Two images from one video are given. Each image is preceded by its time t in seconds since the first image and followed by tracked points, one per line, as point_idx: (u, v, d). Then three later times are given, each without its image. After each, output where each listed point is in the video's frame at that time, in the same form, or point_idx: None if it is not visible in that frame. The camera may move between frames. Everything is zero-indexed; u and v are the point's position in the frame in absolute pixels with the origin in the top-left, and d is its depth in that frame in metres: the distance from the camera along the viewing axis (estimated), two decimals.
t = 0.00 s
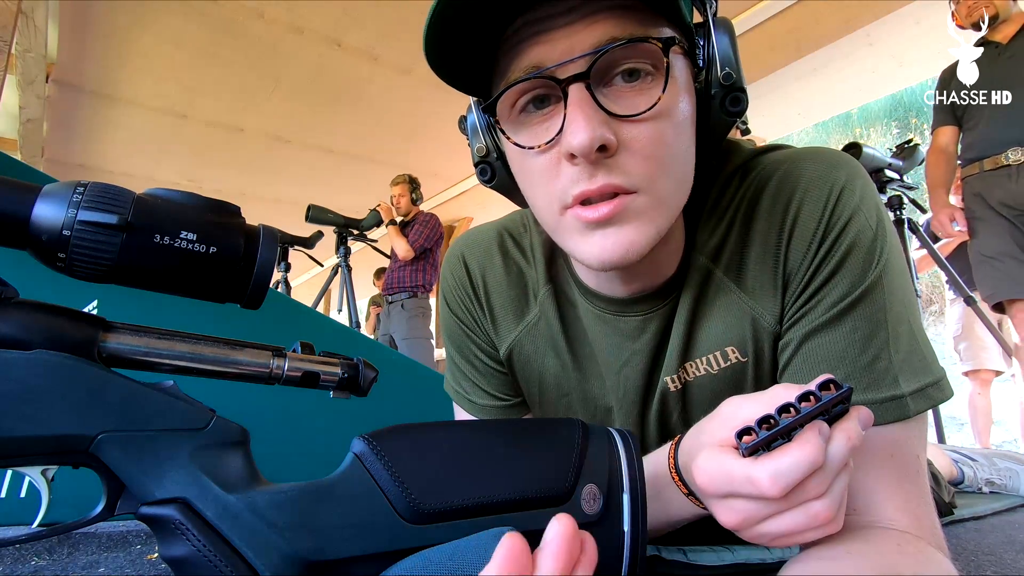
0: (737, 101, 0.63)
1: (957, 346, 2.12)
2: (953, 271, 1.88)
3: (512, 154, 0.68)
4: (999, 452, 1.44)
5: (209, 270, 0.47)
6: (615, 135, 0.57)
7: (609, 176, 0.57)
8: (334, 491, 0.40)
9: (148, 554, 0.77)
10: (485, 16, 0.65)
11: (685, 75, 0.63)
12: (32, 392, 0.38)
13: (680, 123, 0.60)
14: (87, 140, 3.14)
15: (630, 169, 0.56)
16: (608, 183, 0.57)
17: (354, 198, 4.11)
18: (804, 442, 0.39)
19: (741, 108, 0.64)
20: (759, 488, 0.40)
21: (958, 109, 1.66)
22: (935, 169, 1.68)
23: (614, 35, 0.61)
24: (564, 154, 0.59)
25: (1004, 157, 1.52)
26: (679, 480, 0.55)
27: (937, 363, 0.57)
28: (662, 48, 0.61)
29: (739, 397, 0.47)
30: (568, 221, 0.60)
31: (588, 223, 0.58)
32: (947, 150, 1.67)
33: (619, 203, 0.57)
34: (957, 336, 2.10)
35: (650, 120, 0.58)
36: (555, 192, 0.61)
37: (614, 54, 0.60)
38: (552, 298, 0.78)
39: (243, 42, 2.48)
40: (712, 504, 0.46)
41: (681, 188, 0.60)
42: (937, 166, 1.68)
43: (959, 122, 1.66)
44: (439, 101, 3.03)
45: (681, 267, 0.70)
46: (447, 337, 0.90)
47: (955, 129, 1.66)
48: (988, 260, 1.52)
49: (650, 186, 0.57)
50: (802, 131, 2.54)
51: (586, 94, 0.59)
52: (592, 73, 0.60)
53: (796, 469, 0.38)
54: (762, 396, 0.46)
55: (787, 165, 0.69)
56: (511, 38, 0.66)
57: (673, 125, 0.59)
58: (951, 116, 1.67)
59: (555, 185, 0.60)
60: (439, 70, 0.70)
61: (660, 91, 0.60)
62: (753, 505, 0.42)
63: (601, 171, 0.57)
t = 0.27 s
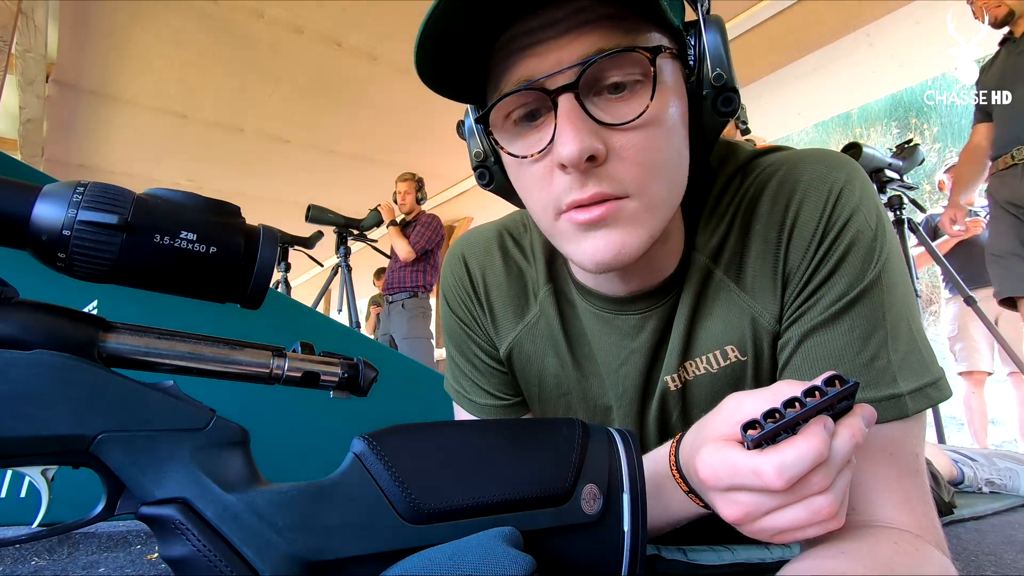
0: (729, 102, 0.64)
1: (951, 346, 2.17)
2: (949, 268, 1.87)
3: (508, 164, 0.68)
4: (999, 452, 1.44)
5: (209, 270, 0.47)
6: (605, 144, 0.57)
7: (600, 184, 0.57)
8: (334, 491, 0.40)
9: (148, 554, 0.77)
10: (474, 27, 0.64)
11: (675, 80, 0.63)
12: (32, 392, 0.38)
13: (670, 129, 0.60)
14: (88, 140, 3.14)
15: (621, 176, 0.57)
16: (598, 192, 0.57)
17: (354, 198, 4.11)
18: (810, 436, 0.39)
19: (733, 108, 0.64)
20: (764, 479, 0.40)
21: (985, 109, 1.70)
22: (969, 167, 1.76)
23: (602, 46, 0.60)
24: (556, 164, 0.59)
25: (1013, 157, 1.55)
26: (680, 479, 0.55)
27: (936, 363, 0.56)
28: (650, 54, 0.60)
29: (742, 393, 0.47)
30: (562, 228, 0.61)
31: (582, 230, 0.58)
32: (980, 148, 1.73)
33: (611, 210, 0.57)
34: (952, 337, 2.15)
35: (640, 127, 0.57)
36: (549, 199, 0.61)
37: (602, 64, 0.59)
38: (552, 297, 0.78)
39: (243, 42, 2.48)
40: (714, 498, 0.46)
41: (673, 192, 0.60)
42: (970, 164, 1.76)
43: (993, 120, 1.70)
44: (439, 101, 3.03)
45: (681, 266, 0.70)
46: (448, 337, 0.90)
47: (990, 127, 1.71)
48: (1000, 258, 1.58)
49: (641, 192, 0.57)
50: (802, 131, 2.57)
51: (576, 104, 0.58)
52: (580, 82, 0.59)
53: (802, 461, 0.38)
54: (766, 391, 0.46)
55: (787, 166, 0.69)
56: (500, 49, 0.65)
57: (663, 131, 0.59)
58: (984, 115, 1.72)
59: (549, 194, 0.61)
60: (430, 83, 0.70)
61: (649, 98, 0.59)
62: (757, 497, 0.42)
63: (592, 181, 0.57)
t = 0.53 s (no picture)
0: (712, 98, 0.63)
1: (948, 347, 2.17)
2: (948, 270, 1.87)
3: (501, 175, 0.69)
4: (999, 452, 1.44)
5: (209, 270, 0.47)
6: (583, 154, 0.57)
7: (580, 193, 0.57)
8: (334, 491, 0.40)
9: (148, 554, 0.77)
10: (452, 47, 0.65)
11: (652, 81, 0.61)
12: (32, 393, 0.38)
13: (648, 133, 0.59)
14: (88, 140, 3.14)
15: (603, 183, 0.57)
16: (578, 201, 0.57)
17: (355, 198, 4.11)
18: (819, 435, 0.39)
19: (716, 104, 0.63)
20: (770, 478, 0.39)
21: None
22: None
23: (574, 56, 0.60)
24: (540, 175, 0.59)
25: None
26: (682, 479, 0.55)
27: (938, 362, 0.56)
28: (622, 61, 0.59)
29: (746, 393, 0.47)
30: (550, 235, 0.61)
31: (567, 237, 0.59)
32: None
33: (593, 216, 0.57)
34: (949, 337, 2.15)
35: (616, 135, 0.57)
36: (536, 208, 0.62)
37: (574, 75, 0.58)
38: (555, 295, 0.78)
39: (244, 42, 2.48)
40: (719, 497, 0.45)
41: (656, 195, 0.60)
42: None
43: None
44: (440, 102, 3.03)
45: (684, 263, 0.70)
46: (450, 334, 0.90)
47: None
48: None
49: (621, 198, 0.57)
50: (802, 131, 2.58)
51: (552, 117, 0.58)
52: (553, 96, 0.59)
53: (809, 460, 0.38)
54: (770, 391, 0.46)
55: (791, 167, 0.69)
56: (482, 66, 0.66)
57: (641, 136, 0.59)
58: None
59: (535, 203, 0.61)
60: (413, 104, 0.73)
61: (621, 105, 0.58)
62: (762, 497, 0.42)
63: (572, 190, 0.57)
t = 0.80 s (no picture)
0: (706, 97, 0.64)
1: (947, 347, 2.17)
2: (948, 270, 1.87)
3: (501, 177, 0.70)
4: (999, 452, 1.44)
5: (208, 270, 0.47)
6: (576, 156, 0.57)
7: (575, 195, 0.57)
8: (334, 492, 0.40)
9: (148, 554, 0.77)
10: (448, 50, 0.65)
11: (644, 82, 0.61)
12: (32, 393, 0.38)
13: (642, 134, 0.59)
14: (88, 140, 3.14)
15: (597, 184, 0.57)
16: (574, 202, 0.57)
17: (355, 198, 4.11)
18: (820, 432, 0.39)
19: (711, 103, 0.64)
20: (770, 474, 0.40)
21: None
22: None
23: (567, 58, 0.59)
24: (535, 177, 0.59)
25: None
26: (683, 478, 0.55)
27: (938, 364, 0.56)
28: (613, 63, 0.59)
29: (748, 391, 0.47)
30: (547, 234, 0.62)
31: (563, 238, 0.59)
32: None
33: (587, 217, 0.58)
34: (948, 337, 2.15)
35: (611, 136, 0.57)
36: (533, 210, 0.62)
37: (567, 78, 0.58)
38: (557, 294, 0.79)
39: (244, 42, 2.48)
40: (720, 494, 0.45)
41: (651, 196, 0.60)
42: None
43: None
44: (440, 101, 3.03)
45: (689, 261, 0.69)
46: (452, 332, 0.90)
47: None
48: None
49: (617, 199, 0.58)
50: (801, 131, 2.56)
51: (545, 120, 0.58)
52: (547, 99, 0.59)
53: (810, 457, 0.38)
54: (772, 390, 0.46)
55: (796, 172, 0.70)
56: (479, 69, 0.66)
57: (636, 137, 0.59)
58: None
59: (532, 205, 0.61)
60: (410, 105, 0.73)
61: (613, 107, 0.58)
62: (763, 494, 0.42)
63: (567, 190, 0.57)
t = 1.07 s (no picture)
0: (715, 103, 0.64)
1: (947, 347, 2.17)
2: (949, 270, 1.87)
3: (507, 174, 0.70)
4: (998, 452, 1.44)
5: (208, 270, 0.47)
6: (582, 156, 0.57)
7: (579, 194, 0.57)
8: (334, 491, 0.40)
9: (148, 554, 0.77)
10: (460, 44, 0.65)
11: (654, 86, 0.61)
12: (31, 393, 0.38)
13: (649, 137, 0.60)
14: (88, 140, 3.14)
15: (601, 184, 0.57)
16: (578, 201, 0.57)
17: (355, 198, 4.11)
18: (818, 429, 0.39)
19: (719, 109, 0.64)
20: (770, 471, 0.40)
21: None
22: None
23: (579, 58, 0.59)
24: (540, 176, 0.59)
25: None
26: (682, 477, 0.55)
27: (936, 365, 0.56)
28: (625, 66, 0.59)
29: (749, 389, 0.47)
30: (550, 232, 0.62)
31: (565, 237, 0.59)
32: None
33: (590, 217, 0.57)
34: (948, 337, 2.15)
35: (617, 138, 0.57)
36: (537, 207, 0.62)
37: (578, 78, 0.58)
38: (559, 293, 0.79)
39: (244, 42, 2.48)
40: (719, 491, 0.45)
41: (654, 197, 0.60)
42: None
43: None
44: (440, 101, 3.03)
45: (693, 262, 0.69)
46: (453, 330, 0.90)
47: None
48: None
49: (620, 199, 0.58)
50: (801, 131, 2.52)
51: (554, 119, 0.58)
52: (557, 98, 0.59)
53: (810, 454, 0.38)
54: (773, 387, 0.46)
55: (797, 174, 0.70)
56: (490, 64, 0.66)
57: (642, 140, 0.59)
58: None
59: (536, 203, 0.61)
60: (419, 97, 0.73)
61: (622, 109, 0.59)
62: (761, 491, 0.42)
63: (570, 189, 0.57)
